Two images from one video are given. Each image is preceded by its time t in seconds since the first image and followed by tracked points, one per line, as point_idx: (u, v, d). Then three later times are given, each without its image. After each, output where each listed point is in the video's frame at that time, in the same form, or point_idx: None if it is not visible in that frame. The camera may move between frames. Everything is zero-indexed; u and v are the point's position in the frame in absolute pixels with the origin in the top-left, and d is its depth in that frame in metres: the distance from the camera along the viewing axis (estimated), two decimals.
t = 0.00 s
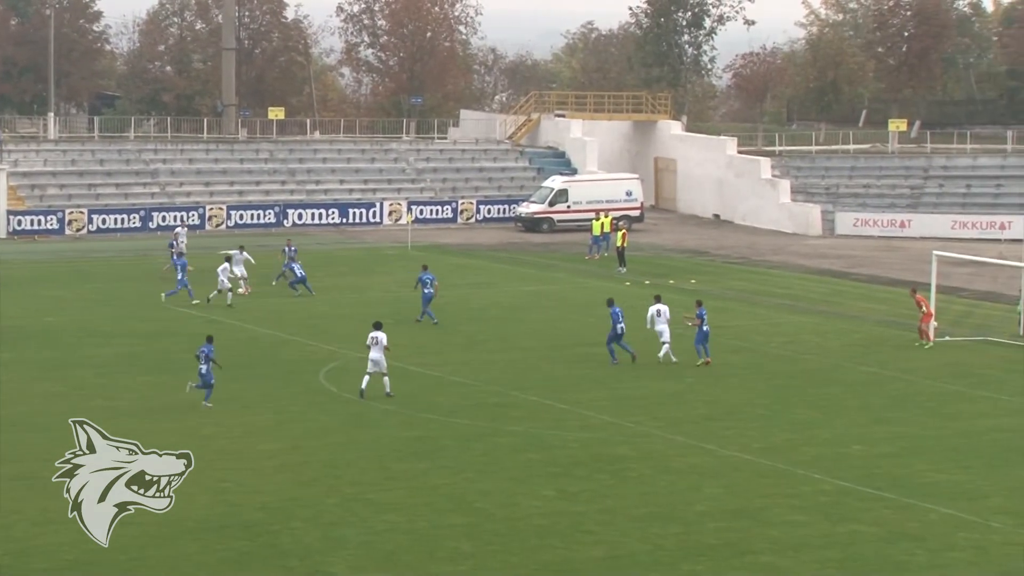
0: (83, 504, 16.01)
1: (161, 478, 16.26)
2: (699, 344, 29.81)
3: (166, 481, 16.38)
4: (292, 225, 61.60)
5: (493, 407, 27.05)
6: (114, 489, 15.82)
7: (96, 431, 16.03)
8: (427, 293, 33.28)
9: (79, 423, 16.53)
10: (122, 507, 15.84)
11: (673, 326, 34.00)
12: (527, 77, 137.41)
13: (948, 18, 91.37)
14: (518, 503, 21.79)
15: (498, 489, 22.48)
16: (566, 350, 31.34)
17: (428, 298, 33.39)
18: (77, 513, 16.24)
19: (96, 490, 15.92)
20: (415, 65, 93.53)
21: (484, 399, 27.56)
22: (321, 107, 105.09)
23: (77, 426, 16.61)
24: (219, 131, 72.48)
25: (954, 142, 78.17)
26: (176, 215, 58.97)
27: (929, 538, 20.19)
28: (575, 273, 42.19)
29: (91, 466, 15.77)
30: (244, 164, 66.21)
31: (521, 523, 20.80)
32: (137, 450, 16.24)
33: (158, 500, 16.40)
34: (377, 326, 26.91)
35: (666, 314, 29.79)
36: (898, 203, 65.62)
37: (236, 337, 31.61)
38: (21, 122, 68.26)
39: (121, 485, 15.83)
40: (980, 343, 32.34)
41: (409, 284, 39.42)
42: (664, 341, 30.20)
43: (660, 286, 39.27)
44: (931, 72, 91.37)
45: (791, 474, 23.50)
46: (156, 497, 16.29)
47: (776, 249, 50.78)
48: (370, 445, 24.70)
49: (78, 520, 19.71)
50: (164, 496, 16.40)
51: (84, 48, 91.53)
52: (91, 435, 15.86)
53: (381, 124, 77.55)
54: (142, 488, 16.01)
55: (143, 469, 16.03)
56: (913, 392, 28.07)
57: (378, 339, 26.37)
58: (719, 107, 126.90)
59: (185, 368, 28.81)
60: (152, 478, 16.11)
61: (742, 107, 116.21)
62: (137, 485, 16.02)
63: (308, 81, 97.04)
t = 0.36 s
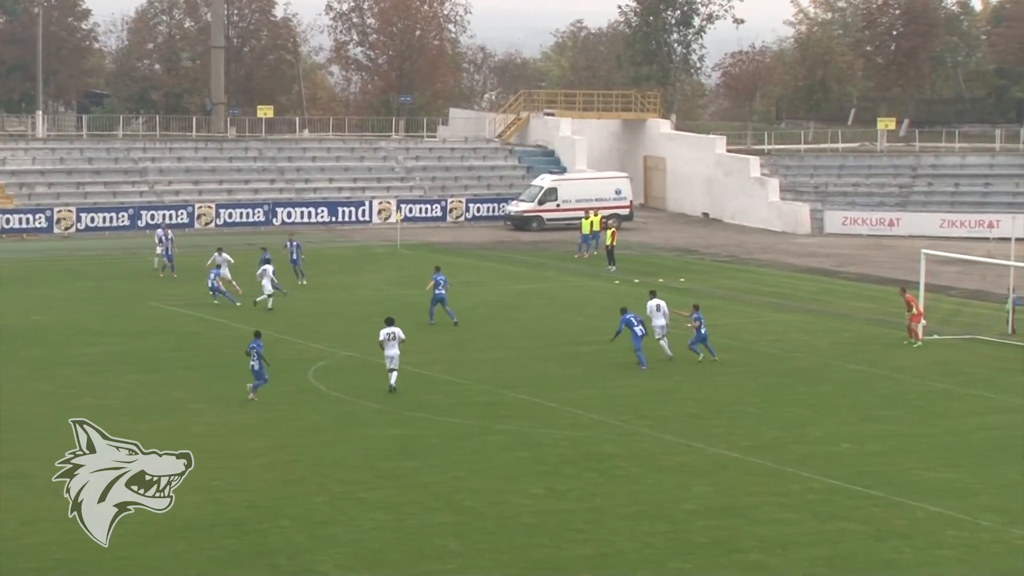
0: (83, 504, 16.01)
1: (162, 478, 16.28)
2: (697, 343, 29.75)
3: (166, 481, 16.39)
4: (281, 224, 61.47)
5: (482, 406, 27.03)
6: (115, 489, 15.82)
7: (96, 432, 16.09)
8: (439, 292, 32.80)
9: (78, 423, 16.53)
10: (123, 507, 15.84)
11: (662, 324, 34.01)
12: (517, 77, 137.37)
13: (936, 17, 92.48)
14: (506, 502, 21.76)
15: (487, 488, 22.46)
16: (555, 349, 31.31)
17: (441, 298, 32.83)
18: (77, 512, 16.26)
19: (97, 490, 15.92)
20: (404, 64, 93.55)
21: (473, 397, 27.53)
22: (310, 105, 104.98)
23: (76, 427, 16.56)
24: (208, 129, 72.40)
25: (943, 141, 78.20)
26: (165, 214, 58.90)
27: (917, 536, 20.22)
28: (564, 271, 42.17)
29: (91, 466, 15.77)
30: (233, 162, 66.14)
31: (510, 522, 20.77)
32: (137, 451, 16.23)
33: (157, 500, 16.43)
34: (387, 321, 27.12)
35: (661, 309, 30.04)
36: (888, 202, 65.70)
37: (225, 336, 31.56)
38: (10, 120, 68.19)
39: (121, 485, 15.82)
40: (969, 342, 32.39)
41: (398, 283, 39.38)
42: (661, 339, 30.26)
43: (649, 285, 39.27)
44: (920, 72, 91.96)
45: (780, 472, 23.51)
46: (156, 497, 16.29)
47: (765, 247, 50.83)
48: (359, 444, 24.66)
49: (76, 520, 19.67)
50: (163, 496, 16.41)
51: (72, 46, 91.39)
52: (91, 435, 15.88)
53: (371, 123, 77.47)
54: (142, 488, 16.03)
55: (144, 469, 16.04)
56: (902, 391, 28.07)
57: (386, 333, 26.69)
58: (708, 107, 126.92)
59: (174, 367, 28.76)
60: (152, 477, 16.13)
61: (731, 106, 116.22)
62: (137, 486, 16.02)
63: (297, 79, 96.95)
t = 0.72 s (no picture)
0: (84, 503, 16.28)
1: (160, 478, 16.66)
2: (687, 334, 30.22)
3: (164, 482, 16.78)
4: (284, 222, 61.37)
5: (484, 404, 27.03)
6: (114, 489, 16.08)
7: (95, 433, 16.61)
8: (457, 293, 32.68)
9: (79, 424, 17.14)
10: (122, 506, 16.09)
11: (662, 322, 34.00)
12: (518, 74, 137.38)
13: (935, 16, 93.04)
14: (507, 501, 21.75)
15: (488, 486, 22.46)
16: (556, 347, 31.32)
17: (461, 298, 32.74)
18: (77, 512, 16.53)
19: (97, 490, 16.21)
20: (406, 62, 93.59)
21: (475, 395, 27.54)
22: (311, 102, 105.12)
23: (75, 429, 17.04)
24: (210, 127, 72.39)
25: (943, 139, 78.14)
26: (167, 212, 58.85)
27: (918, 535, 20.22)
28: (566, 269, 42.19)
29: (92, 466, 16.10)
30: (234, 160, 66.14)
31: (511, 520, 20.76)
32: (136, 452, 16.65)
33: (157, 499, 16.81)
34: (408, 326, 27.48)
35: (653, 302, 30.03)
36: (889, 201, 65.69)
37: (227, 333, 31.57)
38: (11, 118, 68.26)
39: (122, 484, 16.08)
40: (970, 340, 32.37)
41: (399, 280, 39.40)
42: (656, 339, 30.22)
43: (651, 283, 39.24)
44: (920, 70, 92.68)
45: (781, 470, 23.51)
46: (155, 497, 16.69)
47: (766, 246, 50.84)
48: (360, 442, 24.66)
49: (77, 519, 19.71)
50: (162, 496, 16.80)
51: (73, 44, 91.54)
52: (91, 435, 16.36)
53: (373, 121, 77.50)
54: (141, 488, 16.37)
55: (143, 469, 16.41)
56: (904, 389, 28.07)
57: (409, 333, 27.05)
58: (709, 105, 126.96)
59: (176, 365, 28.78)
60: (151, 477, 16.49)
61: (732, 104, 116.24)
62: (137, 485, 16.36)
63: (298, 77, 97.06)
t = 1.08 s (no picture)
0: (84, 504, 16.51)
1: (161, 478, 16.87)
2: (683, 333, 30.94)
3: (165, 481, 16.99)
4: (307, 221, 62.21)
5: (503, 398, 27.70)
6: (115, 489, 16.33)
7: (96, 432, 16.52)
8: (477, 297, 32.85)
9: (79, 423, 16.98)
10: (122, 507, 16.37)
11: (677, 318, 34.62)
12: (536, 77, 137.84)
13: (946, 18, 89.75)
14: (526, 492, 22.41)
15: (508, 478, 23.12)
16: (573, 343, 31.95)
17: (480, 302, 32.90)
18: (77, 512, 16.75)
19: (97, 490, 16.43)
20: (426, 64, 94.07)
21: (494, 390, 28.20)
22: (333, 104, 105.87)
23: (76, 427, 16.98)
24: (236, 128, 73.12)
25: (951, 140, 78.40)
26: (194, 211, 59.48)
27: (927, 525, 20.82)
28: (582, 266, 42.81)
29: (91, 466, 16.23)
30: (259, 160, 66.87)
31: (530, 511, 21.43)
32: (136, 452, 16.71)
33: (158, 499, 17.02)
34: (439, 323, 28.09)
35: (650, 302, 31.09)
36: (899, 199, 66.16)
37: (251, 329, 32.28)
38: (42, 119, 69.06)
39: (121, 485, 16.31)
40: (979, 336, 32.93)
41: (418, 278, 40.06)
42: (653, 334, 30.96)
43: (664, 279, 39.88)
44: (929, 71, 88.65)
45: (793, 463, 24.14)
46: (156, 497, 16.89)
47: (778, 243, 51.41)
48: (383, 435, 25.35)
49: (78, 519, 19.85)
50: (163, 496, 17.03)
51: (103, 48, 92.12)
52: (91, 435, 16.30)
53: (393, 122, 78.27)
54: (141, 488, 16.56)
55: (143, 469, 16.52)
56: (914, 383, 28.66)
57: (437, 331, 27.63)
58: (722, 106, 127.47)
59: (201, 360, 29.49)
60: (151, 477, 16.67)
61: (746, 104, 116.75)
62: (137, 485, 16.53)
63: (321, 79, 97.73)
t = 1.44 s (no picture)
0: (84, 504, 16.95)
1: (160, 478, 17.32)
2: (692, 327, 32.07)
3: (165, 481, 17.46)
4: (340, 219, 63.82)
5: (526, 387, 29.15)
6: (116, 488, 16.75)
7: (96, 432, 17.08)
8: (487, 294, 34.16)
9: (81, 426, 17.59)
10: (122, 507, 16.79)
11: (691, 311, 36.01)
12: (557, 81, 139.16)
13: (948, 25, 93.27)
14: (550, 477, 23.83)
15: (533, 463, 24.55)
16: (591, 335, 33.37)
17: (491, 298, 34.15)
18: (78, 511, 17.20)
19: (97, 490, 16.85)
20: (453, 70, 95.55)
21: (518, 379, 29.65)
22: (365, 109, 107.68)
23: (76, 429, 17.50)
24: (274, 131, 74.75)
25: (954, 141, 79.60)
26: (233, 209, 61.02)
27: (930, 509, 22.19)
28: (600, 262, 44.26)
29: (92, 467, 16.70)
30: (296, 161, 68.47)
31: (554, 495, 22.84)
32: (135, 452, 17.22)
33: (157, 499, 17.50)
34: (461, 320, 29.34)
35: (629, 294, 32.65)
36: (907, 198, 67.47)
37: (285, 322, 33.80)
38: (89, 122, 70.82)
39: (121, 484, 16.73)
40: (982, 328, 34.28)
41: (443, 273, 41.54)
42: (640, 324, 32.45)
43: (680, 275, 41.32)
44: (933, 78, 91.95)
45: (803, 449, 25.53)
46: (155, 497, 17.35)
47: (790, 240, 52.78)
48: (413, 422, 26.80)
49: (77, 519, 20.11)
50: (163, 496, 17.48)
51: (148, 55, 93.05)
52: (91, 435, 16.87)
53: (422, 125, 79.88)
54: (141, 488, 17.02)
55: (143, 469, 16.96)
56: (917, 374, 30.02)
57: (462, 326, 28.82)
58: (737, 108, 128.83)
59: (238, 351, 30.99)
60: (151, 477, 17.13)
61: (760, 108, 118.17)
62: (137, 485, 16.98)
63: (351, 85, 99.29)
